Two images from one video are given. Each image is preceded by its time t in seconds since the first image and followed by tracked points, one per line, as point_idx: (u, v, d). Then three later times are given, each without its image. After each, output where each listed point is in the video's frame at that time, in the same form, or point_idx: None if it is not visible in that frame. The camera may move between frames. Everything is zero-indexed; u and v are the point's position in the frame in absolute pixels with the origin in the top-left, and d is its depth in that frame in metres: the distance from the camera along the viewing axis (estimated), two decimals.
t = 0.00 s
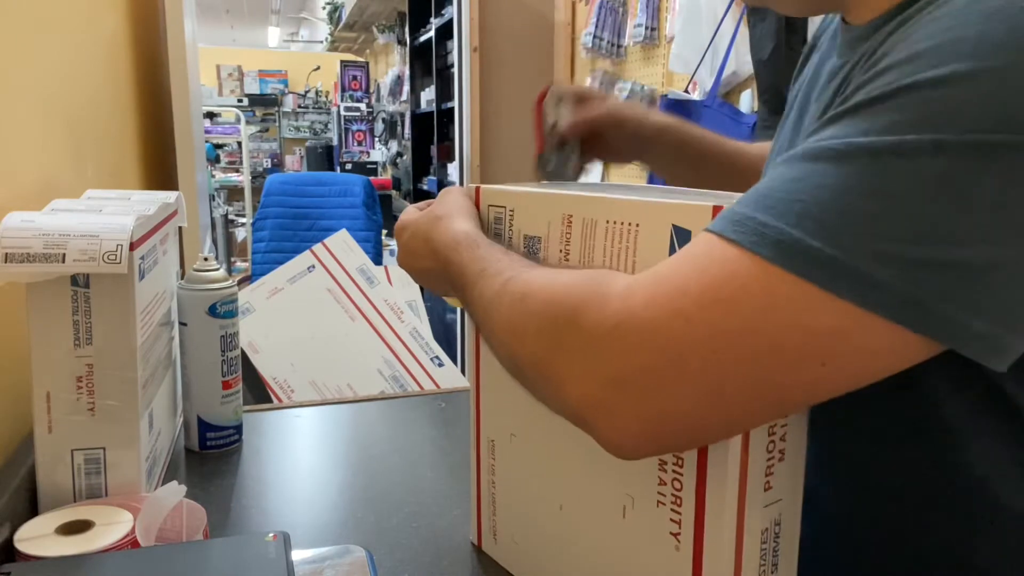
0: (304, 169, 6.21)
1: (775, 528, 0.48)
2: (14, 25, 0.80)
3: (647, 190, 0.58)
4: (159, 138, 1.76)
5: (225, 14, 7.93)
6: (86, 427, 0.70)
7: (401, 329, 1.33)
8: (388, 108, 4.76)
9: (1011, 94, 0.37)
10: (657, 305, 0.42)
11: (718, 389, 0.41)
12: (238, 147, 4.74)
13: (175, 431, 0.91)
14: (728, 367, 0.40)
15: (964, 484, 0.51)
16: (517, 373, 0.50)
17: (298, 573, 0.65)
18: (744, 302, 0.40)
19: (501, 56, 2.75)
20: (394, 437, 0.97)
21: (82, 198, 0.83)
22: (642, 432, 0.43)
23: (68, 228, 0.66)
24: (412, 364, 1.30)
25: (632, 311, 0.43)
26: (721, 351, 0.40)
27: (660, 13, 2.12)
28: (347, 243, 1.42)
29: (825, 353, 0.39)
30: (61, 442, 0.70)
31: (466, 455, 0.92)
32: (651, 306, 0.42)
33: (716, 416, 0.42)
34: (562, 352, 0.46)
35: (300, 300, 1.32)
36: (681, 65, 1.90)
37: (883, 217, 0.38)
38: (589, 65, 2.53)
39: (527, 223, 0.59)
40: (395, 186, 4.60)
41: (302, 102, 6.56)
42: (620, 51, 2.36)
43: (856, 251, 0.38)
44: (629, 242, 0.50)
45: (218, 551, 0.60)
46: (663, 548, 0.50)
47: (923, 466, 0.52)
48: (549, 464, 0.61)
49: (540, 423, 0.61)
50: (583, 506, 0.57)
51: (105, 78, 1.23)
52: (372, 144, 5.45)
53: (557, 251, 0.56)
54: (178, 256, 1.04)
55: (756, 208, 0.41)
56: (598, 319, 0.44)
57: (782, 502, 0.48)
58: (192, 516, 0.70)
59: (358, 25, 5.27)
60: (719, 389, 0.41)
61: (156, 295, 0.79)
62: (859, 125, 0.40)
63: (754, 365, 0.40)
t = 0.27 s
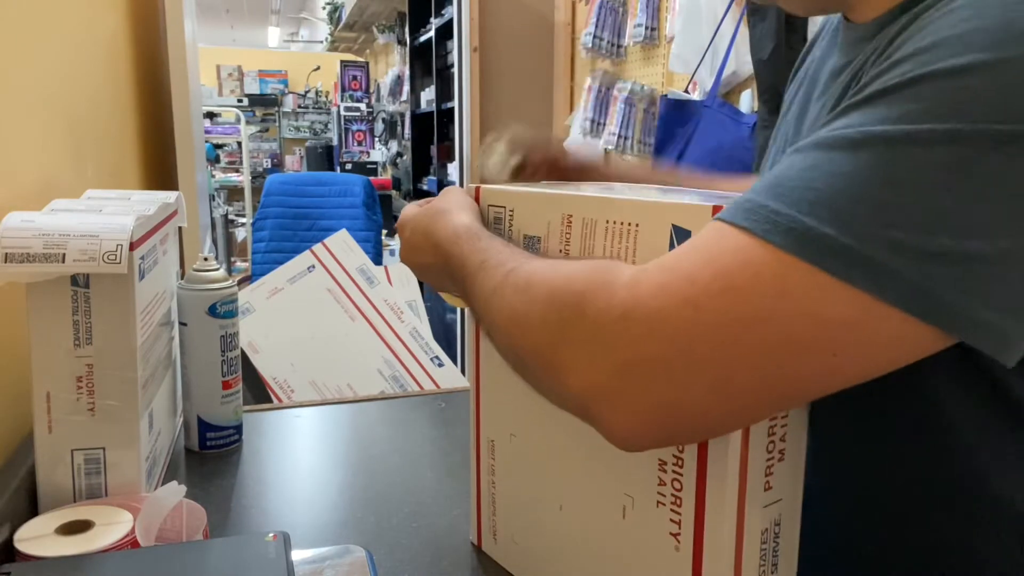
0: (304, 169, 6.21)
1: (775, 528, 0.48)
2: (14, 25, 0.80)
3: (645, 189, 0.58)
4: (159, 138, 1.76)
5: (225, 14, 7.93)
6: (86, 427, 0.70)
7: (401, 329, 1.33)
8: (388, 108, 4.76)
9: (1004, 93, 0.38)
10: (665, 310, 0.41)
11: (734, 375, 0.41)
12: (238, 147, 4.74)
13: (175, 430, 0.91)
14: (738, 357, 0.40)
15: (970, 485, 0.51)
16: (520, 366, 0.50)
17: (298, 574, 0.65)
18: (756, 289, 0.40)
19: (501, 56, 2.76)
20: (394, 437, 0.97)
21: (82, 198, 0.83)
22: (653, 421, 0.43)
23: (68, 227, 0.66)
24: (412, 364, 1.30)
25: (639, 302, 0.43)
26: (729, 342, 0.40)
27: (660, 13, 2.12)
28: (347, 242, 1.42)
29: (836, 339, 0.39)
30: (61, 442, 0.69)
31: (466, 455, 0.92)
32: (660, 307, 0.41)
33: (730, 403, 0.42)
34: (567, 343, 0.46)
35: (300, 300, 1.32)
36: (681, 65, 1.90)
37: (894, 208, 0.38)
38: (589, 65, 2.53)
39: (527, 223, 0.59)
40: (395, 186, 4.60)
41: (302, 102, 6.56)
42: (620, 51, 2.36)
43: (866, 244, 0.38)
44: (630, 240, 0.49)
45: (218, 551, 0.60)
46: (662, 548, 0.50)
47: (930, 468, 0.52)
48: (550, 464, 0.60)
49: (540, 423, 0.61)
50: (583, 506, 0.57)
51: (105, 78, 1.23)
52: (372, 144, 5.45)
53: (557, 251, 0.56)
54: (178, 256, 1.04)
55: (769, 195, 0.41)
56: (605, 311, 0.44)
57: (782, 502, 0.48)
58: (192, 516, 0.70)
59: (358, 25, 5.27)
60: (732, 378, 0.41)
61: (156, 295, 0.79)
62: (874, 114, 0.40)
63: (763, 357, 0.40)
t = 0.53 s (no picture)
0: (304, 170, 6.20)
1: (776, 528, 0.48)
2: (14, 26, 0.80)
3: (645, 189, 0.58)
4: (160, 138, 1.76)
5: (225, 14, 7.93)
6: (86, 427, 0.70)
7: (401, 329, 1.33)
8: (388, 108, 4.76)
9: (1019, 45, 0.37)
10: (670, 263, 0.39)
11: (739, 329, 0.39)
12: (238, 147, 4.74)
13: (175, 430, 0.91)
14: (748, 305, 0.38)
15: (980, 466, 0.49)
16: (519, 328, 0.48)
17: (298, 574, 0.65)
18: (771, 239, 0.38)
19: (501, 56, 2.76)
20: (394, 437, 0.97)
21: (82, 198, 0.83)
22: (648, 376, 0.41)
23: (68, 227, 0.66)
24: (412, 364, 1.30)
25: (645, 252, 0.41)
26: (738, 286, 0.38)
27: (660, 13, 2.11)
28: (347, 242, 1.41)
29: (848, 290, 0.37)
30: (61, 442, 0.69)
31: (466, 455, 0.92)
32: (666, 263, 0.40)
33: (733, 358, 0.40)
34: (569, 296, 0.44)
35: (300, 300, 1.32)
36: (681, 66, 1.90)
37: (913, 150, 0.37)
38: (589, 65, 2.53)
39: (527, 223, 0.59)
40: (395, 186, 4.60)
41: (302, 102, 6.56)
42: (621, 51, 2.36)
43: (885, 185, 0.37)
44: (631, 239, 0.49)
45: (218, 551, 0.60)
46: (663, 548, 0.50)
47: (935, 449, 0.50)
48: (550, 464, 0.60)
49: (541, 422, 0.61)
50: (583, 506, 0.57)
51: (105, 78, 1.23)
52: (372, 144, 5.45)
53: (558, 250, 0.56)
54: (178, 256, 1.04)
55: (790, 137, 0.40)
56: (608, 263, 0.42)
57: (783, 502, 0.48)
58: (192, 515, 0.70)
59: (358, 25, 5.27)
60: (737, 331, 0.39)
61: (156, 294, 0.79)
62: (896, 55, 0.39)
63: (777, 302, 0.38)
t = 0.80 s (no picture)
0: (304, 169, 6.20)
1: (776, 528, 0.48)
2: (14, 26, 0.80)
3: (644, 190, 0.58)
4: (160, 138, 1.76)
5: (225, 14, 7.93)
6: (86, 427, 0.70)
7: (401, 329, 1.33)
8: (388, 108, 4.76)
9: None
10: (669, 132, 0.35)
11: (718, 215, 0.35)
12: (238, 147, 4.74)
13: (175, 430, 0.91)
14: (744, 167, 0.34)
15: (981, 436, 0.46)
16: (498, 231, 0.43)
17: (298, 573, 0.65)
18: (788, 112, 0.34)
19: (501, 57, 2.76)
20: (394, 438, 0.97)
21: (82, 198, 0.83)
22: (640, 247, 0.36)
23: (68, 227, 0.66)
24: (412, 363, 1.30)
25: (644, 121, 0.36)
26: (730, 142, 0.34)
27: (660, 13, 2.11)
28: (347, 241, 1.40)
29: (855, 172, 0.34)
30: (61, 442, 0.69)
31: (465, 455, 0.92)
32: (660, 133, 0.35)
33: (704, 249, 0.36)
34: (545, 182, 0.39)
35: (300, 300, 1.32)
36: (681, 66, 1.91)
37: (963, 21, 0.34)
38: (589, 65, 2.53)
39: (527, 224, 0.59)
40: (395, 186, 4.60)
41: (302, 102, 6.57)
42: (620, 51, 2.36)
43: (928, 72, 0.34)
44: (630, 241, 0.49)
45: (217, 551, 0.60)
46: (663, 549, 0.50)
47: (934, 412, 0.47)
48: (550, 464, 0.60)
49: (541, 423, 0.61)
50: (584, 506, 0.57)
51: (105, 78, 1.23)
52: (372, 144, 5.46)
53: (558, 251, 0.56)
54: (178, 256, 1.03)
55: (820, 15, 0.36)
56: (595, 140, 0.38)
57: (783, 502, 0.48)
58: (192, 516, 0.70)
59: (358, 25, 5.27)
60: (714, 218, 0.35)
61: (156, 294, 0.79)
62: None
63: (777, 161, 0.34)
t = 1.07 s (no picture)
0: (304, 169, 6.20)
1: (775, 529, 0.48)
2: (14, 26, 0.80)
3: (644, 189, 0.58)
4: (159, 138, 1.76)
5: (225, 13, 7.93)
6: (85, 427, 0.70)
7: (401, 329, 1.33)
8: (388, 108, 4.76)
9: None
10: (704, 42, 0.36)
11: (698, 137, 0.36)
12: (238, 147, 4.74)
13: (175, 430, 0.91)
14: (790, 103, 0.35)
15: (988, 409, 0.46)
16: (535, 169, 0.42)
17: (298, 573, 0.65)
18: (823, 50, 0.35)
19: (501, 57, 2.76)
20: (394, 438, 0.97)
21: (82, 198, 0.83)
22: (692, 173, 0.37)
23: (68, 227, 0.66)
24: (412, 363, 1.30)
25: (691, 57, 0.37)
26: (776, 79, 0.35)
27: (660, 13, 2.11)
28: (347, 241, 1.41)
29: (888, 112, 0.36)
30: (61, 442, 0.70)
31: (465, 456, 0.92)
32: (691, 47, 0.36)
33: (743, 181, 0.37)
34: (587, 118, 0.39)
35: (300, 301, 1.32)
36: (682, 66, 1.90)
37: None
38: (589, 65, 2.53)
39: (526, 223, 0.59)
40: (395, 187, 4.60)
41: (302, 102, 6.57)
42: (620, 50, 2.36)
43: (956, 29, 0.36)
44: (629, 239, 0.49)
45: (217, 551, 0.60)
46: (662, 549, 0.50)
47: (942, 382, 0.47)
48: (549, 464, 0.60)
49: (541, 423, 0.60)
50: (584, 507, 0.57)
51: (105, 78, 1.23)
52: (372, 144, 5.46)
53: (557, 252, 0.56)
54: (178, 256, 1.04)
55: None
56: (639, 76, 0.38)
57: (782, 503, 0.48)
58: (192, 515, 0.70)
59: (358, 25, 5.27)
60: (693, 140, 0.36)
61: (156, 294, 0.79)
62: None
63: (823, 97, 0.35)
